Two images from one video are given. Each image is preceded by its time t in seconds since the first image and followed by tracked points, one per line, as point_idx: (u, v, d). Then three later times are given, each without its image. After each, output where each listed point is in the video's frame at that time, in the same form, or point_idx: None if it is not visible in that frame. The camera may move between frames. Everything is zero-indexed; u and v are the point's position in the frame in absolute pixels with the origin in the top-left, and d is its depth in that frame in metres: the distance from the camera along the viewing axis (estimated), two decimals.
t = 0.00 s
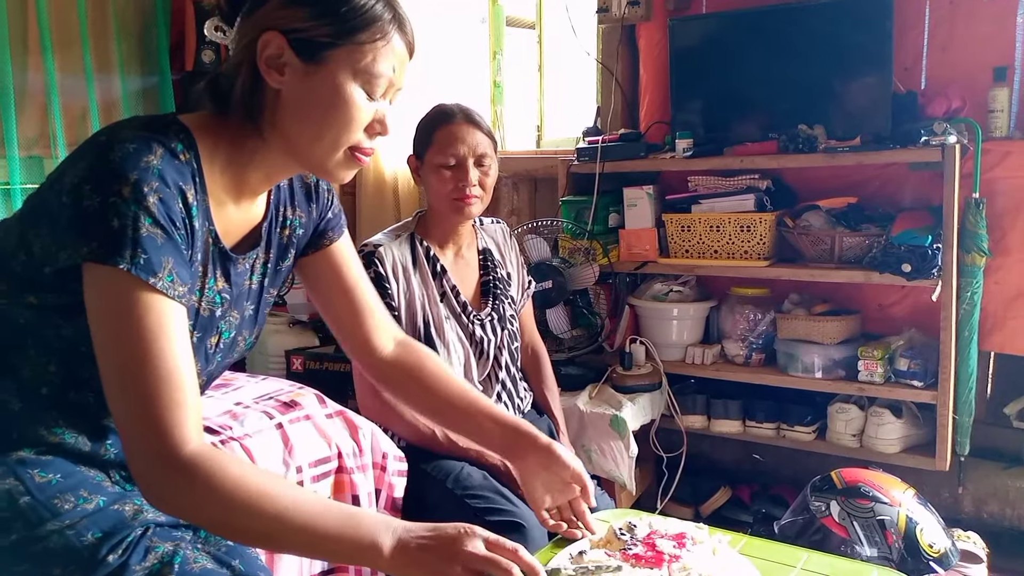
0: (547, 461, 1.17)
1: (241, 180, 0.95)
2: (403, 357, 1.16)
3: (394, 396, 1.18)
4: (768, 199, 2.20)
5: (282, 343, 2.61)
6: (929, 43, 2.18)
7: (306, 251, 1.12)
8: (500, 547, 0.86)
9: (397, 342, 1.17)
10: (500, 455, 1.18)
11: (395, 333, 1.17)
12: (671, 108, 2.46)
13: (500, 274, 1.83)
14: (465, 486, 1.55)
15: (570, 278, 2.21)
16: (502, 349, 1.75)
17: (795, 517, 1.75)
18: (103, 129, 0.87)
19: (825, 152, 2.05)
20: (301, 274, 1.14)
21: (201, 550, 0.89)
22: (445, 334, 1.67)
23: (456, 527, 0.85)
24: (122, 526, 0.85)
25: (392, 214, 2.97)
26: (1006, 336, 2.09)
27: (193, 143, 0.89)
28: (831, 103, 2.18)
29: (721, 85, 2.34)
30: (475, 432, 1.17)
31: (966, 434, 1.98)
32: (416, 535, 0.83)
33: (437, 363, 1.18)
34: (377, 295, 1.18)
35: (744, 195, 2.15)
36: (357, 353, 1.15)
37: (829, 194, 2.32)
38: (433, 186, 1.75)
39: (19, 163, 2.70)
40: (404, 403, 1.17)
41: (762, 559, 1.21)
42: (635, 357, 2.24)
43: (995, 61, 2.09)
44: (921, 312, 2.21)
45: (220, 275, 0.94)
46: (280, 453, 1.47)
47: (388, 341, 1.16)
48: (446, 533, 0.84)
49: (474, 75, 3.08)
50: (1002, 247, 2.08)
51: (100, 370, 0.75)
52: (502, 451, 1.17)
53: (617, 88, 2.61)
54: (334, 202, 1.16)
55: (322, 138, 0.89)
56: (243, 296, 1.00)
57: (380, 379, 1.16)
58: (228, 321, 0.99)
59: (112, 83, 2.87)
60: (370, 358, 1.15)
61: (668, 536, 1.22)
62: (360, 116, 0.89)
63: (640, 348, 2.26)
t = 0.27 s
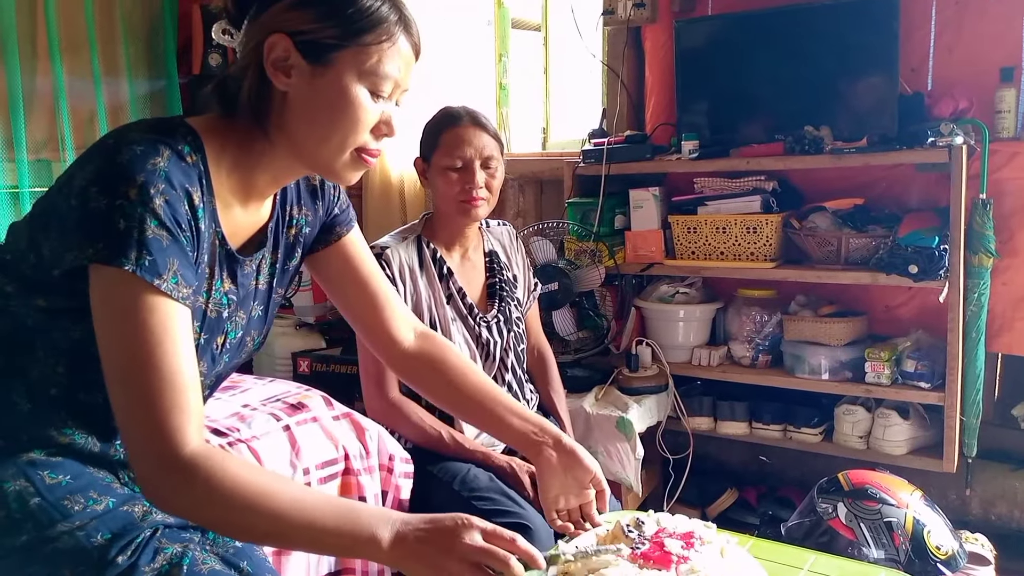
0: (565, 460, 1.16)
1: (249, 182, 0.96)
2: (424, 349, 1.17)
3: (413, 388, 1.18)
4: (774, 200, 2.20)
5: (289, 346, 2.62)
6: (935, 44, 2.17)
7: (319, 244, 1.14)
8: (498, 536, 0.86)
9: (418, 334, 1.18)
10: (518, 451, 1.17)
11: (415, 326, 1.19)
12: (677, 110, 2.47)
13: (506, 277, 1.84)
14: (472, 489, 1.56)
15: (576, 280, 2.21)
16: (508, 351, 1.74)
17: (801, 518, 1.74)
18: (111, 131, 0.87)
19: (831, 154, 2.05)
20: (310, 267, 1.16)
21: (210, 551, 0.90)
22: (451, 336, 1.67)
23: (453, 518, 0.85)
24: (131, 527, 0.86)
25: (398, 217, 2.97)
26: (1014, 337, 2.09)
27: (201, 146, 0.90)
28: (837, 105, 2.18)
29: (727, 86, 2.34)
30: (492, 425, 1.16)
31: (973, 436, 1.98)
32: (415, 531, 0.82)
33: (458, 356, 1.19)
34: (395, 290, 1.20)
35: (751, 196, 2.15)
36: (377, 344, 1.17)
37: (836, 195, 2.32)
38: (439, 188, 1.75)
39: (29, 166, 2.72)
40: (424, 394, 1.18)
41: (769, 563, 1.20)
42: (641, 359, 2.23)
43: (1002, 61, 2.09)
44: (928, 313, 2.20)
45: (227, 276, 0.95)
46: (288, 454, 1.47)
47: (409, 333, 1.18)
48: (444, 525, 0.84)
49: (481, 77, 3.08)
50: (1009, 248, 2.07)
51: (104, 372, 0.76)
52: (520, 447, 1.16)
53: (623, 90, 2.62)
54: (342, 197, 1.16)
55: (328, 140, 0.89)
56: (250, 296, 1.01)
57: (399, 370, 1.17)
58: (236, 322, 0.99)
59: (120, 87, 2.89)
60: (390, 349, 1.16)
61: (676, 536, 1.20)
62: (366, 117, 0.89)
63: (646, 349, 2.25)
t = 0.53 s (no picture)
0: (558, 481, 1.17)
1: (254, 194, 0.96)
2: (418, 369, 1.18)
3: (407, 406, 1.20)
4: (777, 206, 2.20)
5: (293, 352, 2.62)
6: (938, 50, 2.18)
7: (321, 262, 1.14)
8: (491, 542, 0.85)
9: (413, 353, 1.19)
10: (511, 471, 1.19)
11: (411, 345, 1.19)
12: (679, 115, 2.47)
13: (510, 283, 1.84)
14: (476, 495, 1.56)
15: (579, 286, 2.22)
16: (512, 356, 1.74)
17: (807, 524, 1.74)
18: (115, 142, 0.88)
19: (834, 159, 2.05)
20: (313, 283, 1.15)
21: (214, 559, 0.90)
22: (455, 342, 1.67)
23: (449, 522, 0.85)
24: (135, 535, 0.86)
25: (402, 223, 2.98)
26: (1018, 342, 2.08)
27: (205, 157, 0.90)
28: (840, 111, 2.18)
29: (730, 92, 2.34)
30: (485, 445, 1.18)
31: (978, 441, 1.97)
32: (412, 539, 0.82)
33: (453, 376, 1.19)
34: (392, 307, 1.20)
35: (754, 202, 2.15)
36: (372, 363, 1.18)
37: (839, 201, 2.32)
38: (443, 195, 1.76)
39: (33, 173, 2.72)
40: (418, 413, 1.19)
41: (773, 568, 1.20)
42: (645, 364, 2.24)
43: (1004, 67, 2.09)
44: (932, 318, 2.20)
45: (230, 287, 0.95)
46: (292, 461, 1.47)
47: (404, 353, 1.18)
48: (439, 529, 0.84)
49: (484, 84, 3.09)
50: (1013, 253, 2.07)
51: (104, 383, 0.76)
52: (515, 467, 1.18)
53: (625, 96, 2.62)
54: (347, 214, 1.16)
55: (333, 150, 0.90)
56: (253, 308, 1.01)
57: (394, 389, 1.18)
58: (238, 335, 1.00)
59: (125, 94, 2.90)
60: (386, 369, 1.17)
61: (677, 541, 1.16)
62: (371, 128, 0.90)
63: (650, 355, 2.25)
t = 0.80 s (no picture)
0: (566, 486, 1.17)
1: (262, 199, 0.96)
2: (426, 377, 1.17)
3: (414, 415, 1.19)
4: (780, 204, 2.20)
5: (297, 352, 2.63)
6: (942, 48, 2.17)
7: (331, 272, 1.13)
8: (512, 508, 0.83)
9: (420, 361, 1.19)
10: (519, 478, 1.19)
11: (418, 353, 1.19)
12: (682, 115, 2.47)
13: (514, 282, 1.84)
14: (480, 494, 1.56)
15: (583, 285, 2.22)
16: (516, 355, 1.75)
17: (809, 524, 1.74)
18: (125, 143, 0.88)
19: (837, 158, 2.05)
20: (322, 291, 1.15)
21: (218, 557, 0.92)
22: (459, 341, 1.68)
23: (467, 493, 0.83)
24: (140, 534, 0.87)
25: (405, 223, 2.99)
26: (1022, 341, 2.08)
27: (214, 160, 0.90)
28: (844, 109, 2.18)
29: (734, 91, 2.34)
30: (492, 452, 1.18)
31: (981, 440, 1.97)
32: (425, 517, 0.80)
33: (459, 385, 1.19)
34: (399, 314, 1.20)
35: (758, 202, 2.15)
36: (380, 372, 1.17)
37: (843, 200, 2.32)
38: (447, 194, 1.76)
39: (38, 173, 2.73)
40: (425, 422, 1.19)
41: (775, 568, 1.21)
42: (648, 363, 2.23)
43: (1008, 65, 2.09)
44: (936, 317, 2.20)
45: (236, 290, 0.96)
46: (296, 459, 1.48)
47: (412, 360, 1.18)
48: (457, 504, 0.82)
49: (488, 83, 3.09)
50: (1017, 252, 2.07)
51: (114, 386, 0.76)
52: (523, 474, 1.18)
53: (628, 95, 2.63)
54: (356, 223, 1.16)
55: (342, 155, 0.90)
56: (260, 314, 1.01)
57: (402, 398, 1.17)
58: (244, 339, 1.00)
59: (130, 94, 2.91)
60: (394, 377, 1.17)
61: (676, 538, 1.19)
62: (380, 134, 0.90)
63: (654, 354, 2.24)
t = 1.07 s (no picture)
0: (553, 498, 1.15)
1: (262, 198, 0.96)
2: (419, 386, 1.18)
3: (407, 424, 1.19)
4: (775, 202, 2.20)
5: (293, 350, 2.63)
6: (937, 46, 2.18)
7: (326, 275, 1.13)
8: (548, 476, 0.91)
9: (414, 369, 1.19)
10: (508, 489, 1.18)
11: (413, 361, 1.19)
12: (678, 113, 2.47)
13: (509, 280, 1.84)
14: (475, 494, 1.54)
15: (579, 283, 2.21)
16: (511, 353, 1.75)
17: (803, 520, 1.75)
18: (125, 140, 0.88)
19: (832, 156, 2.06)
20: (316, 296, 1.15)
21: (214, 555, 0.92)
22: (455, 339, 1.68)
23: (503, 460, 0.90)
24: (135, 531, 0.86)
25: (401, 221, 2.99)
26: (1016, 338, 2.09)
27: (214, 156, 0.90)
28: (839, 107, 2.18)
29: (729, 88, 2.34)
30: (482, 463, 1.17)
31: (975, 437, 1.98)
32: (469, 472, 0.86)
33: (452, 396, 1.19)
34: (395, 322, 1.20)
35: (753, 199, 2.15)
36: (374, 380, 1.17)
37: (838, 198, 2.32)
38: (443, 192, 1.76)
39: (33, 172, 2.72)
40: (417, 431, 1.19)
41: (767, 565, 1.20)
42: (643, 361, 2.24)
43: (1002, 63, 2.09)
44: (931, 314, 2.20)
45: (235, 287, 0.95)
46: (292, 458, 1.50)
47: (406, 369, 1.18)
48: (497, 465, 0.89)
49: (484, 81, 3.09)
50: (1011, 250, 2.07)
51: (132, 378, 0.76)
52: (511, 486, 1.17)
53: (624, 93, 2.63)
54: (355, 229, 1.16)
55: (343, 155, 0.90)
56: (259, 315, 1.01)
57: (395, 405, 1.18)
58: (244, 338, 1.00)
59: (124, 92, 2.91)
60: (387, 385, 1.17)
61: (663, 537, 1.18)
62: (380, 134, 0.90)
63: (649, 352, 2.25)
